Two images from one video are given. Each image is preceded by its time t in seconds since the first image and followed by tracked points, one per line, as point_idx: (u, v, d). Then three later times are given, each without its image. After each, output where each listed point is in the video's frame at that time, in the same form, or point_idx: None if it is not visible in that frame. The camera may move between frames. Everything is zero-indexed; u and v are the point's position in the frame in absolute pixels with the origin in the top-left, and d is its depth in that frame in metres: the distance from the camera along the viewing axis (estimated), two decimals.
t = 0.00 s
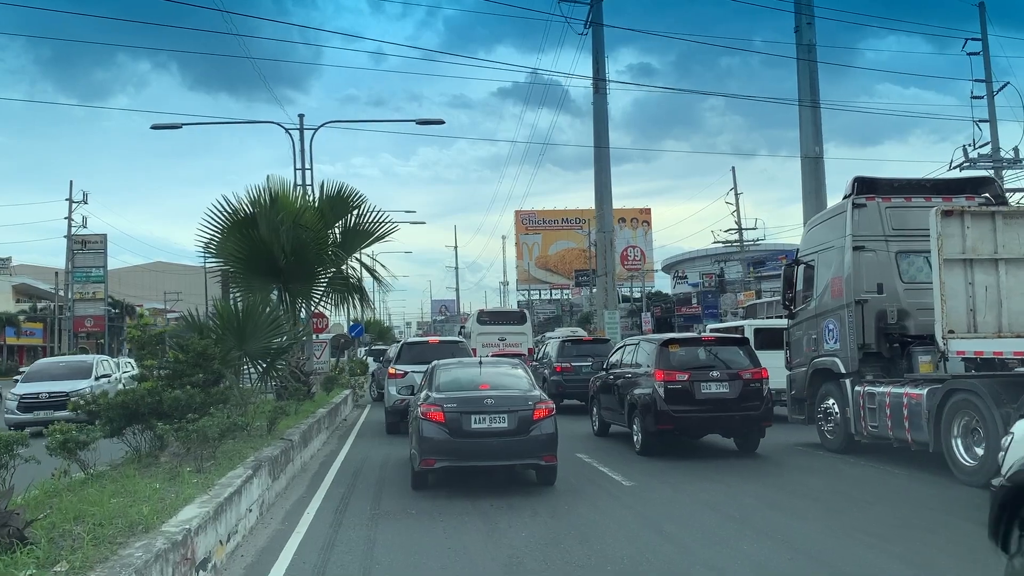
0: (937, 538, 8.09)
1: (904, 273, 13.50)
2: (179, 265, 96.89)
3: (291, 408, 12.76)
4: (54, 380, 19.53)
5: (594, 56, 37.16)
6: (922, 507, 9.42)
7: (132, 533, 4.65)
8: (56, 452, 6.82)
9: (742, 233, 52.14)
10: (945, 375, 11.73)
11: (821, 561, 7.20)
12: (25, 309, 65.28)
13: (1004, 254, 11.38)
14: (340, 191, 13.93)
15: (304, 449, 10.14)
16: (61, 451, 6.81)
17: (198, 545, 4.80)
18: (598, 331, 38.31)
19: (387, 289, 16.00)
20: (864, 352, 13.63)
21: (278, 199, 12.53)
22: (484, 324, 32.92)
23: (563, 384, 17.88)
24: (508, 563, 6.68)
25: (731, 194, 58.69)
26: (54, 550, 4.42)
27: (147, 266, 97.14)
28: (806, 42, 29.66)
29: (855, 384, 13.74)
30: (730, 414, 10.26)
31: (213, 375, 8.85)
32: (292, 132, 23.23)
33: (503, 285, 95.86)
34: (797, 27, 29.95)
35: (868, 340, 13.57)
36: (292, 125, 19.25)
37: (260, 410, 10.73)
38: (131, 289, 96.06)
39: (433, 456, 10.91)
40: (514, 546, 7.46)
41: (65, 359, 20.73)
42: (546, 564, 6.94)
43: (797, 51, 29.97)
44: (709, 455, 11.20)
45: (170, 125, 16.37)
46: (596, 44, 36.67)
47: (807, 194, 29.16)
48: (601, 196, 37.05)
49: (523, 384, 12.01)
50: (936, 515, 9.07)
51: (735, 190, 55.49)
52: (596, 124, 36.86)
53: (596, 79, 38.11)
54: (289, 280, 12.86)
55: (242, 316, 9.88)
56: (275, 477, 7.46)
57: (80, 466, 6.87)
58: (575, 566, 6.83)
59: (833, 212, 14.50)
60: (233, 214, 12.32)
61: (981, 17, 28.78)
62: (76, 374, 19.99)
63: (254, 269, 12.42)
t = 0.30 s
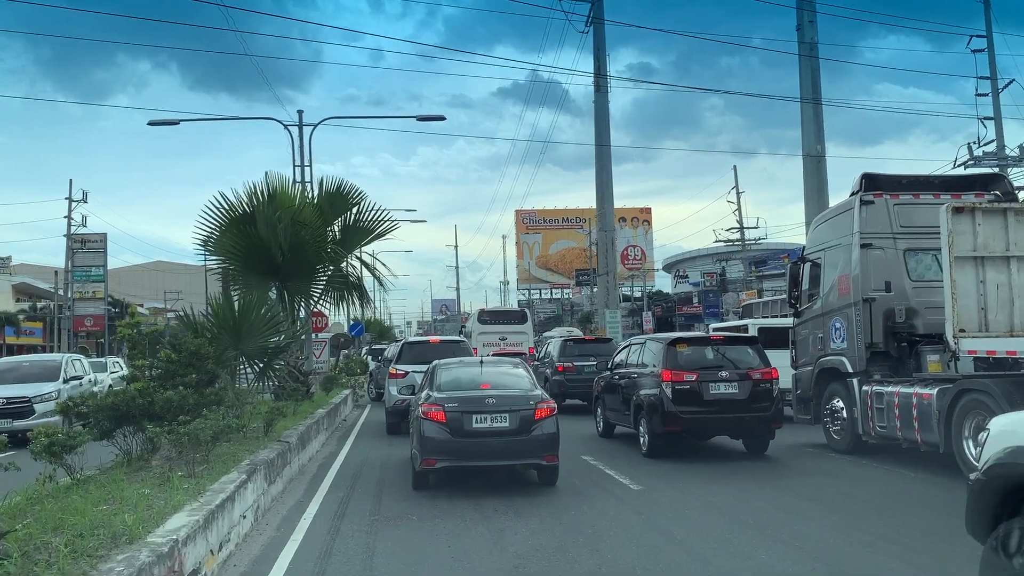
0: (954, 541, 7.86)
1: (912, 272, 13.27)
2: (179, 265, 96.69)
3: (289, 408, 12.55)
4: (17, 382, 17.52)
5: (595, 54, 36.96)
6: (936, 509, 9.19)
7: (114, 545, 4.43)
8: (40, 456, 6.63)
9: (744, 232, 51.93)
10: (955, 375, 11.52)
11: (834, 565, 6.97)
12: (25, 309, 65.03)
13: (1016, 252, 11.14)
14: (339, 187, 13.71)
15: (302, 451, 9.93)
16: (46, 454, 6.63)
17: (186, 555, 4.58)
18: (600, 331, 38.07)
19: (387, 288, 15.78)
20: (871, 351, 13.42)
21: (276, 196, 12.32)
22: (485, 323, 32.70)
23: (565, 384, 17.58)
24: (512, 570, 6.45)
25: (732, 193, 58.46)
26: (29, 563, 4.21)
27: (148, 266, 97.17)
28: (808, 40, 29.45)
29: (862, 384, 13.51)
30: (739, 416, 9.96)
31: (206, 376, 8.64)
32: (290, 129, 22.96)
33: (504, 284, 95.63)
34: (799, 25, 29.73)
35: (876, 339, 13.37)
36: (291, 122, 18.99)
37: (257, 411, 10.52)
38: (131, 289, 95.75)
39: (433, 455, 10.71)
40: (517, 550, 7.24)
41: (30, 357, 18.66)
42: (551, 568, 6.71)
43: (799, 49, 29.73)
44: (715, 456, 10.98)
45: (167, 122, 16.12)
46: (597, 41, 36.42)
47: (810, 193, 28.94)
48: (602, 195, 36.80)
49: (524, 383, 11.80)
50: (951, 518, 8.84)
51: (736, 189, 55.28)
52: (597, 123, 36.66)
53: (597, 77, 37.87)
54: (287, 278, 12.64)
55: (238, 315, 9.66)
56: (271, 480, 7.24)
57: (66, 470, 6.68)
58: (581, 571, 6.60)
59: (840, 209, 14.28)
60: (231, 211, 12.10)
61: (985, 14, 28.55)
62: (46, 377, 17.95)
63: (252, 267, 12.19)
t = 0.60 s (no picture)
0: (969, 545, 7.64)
1: (919, 271, 13.04)
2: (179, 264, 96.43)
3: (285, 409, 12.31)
4: None
5: (596, 52, 36.71)
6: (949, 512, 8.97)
7: (98, 558, 4.21)
8: (24, 461, 6.42)
9: (746, 232, 51.70)
10: (964, 375, 11.30)
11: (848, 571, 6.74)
12: (24, 309, 64.80)
13: None
14: (338, 184, 13.48)
15: (300, 454, 9.71)
16: (31, 459, 6.42)
17: (175, 566, 4.36)
18: (601, 330, 37.84)
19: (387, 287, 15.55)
20: (878, 351, 13.20)
21: (274, 193, 12.09)
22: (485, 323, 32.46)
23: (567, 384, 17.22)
24: None
25: (733, 193, 58.23)
26: None
27: (148, 266, 97.06)
28: (810, 38, 29.22)
29: (869, 385, 13.29)
30: (749, 418, 9.60)
31: (199, 378, 8.42)
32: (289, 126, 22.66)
33: (504, 284, 95.41)
34: (802, 24, 29.49)
35: (883, 339, 13.16)
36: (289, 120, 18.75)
37: (253, 413, 10.27)
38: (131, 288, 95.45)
39: (434, 456, 10.50)
40: (520, 556, 7.01)
41: None
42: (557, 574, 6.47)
43: (801, 48, 29.52)
44: (720, 457, 10.74)
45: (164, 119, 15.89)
46: (598, 40, 36.20)
47: (812, 192, 28.71)
48: (603, 195, 36.55)
49: (526, 384, 11.57)
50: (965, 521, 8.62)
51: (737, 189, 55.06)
52: (598, 122, 36.42)
53: (599, 76, 37.64)
54: (285, 277, 12.39)
55: (234, 314, 9.41)
56: (267, 484, 7.03)
57: (51, 476, 6.45)
58: None
59: (846, 207, 14.04)
60: (228, 208, 11.85)
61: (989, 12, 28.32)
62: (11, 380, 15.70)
63: (250, 265, 11.94)
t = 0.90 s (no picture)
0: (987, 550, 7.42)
1: (924, 271, 12.82)
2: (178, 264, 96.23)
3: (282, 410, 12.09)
4: None
5: (597, 52, 36.48)
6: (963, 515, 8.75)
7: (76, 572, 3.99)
8: (7, 467, 6.21)
9: (748, 231, 51.31)
10: (970, 376, 11.10)
11: None
12: (23, 309, 64.58)
13: None
14: (337, 182, 13.27)
15: (298, 457, 9.51)
16: (13, 465, 6.21)
17: None
18: (602, 331, 37.62)
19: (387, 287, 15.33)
20: (883, 352, 12.96)
21: (271, 191, 11.88)
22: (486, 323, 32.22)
23: (569, 385, 16.95)
24: None
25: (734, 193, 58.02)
26: None
27: (148, 266, 97.02)
28: (812, 38, 29.01)
29: (874, 385, 13.07)
30: (759, 420, 9.21)
31: (192, 379, 8.23)
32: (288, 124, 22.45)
33: (505, 284, 95.22)
34: (804, 23, 29.28)
35: (887, 339, 12.91)
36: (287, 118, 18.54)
37: (249, 415, 10.06)
38: (131, 289, 95.29)
39: (435, 459, 10.29)
40: (525, 562, 6.78)
41: None
42: None
43: (803, 47, 29.31)
44: (724, 459, 10.52)
45: (161, 116, 15.67)
46: (600, 38, 35.98)
47: (815, 192, 28.49)
48: (604, 194, 36.34)
49: (527, 384, 11.36)
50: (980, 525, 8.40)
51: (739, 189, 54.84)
52: (598, 122, 36.24)
53: (600, 75, 37.45)
54: (283, 276, 12.16)
55: (230, 313, 9.15)
56: (263, 489, 6.83)
57: (36, 482, 6.24)
58: None
59: (850, 207, 13.82)
60: (225, 205, 11.61)
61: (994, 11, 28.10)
62: None
63: (247, 263, 11.70)
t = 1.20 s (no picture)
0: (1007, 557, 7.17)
1: (929, 270, 12.59)
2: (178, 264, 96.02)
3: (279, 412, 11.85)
4: None
5: (598, 51, 36.22)
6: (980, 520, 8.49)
7: None
8: None
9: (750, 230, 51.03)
10: (979, 377, 10.87)
11: None
12: (22, 309, 64.36)
13: None
14: (337, 179, 13.05)
15: (295, 461, 9.27)
16: None
17: None
18: (604, 331, 37.38)
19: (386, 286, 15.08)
20: (888, 352, 12.72)
21: (268, 187, 11.65)
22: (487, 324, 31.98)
23: (572, 386, 16.70)
24: None
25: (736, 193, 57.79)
26: None
27: (148, 266, 96.87)
28: (815, 37, 28.79)
29: (878, 386, 12.81)
30: (770, 423, 8.78)
31: (184, 381, 8.01)
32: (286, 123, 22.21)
33: (505, 284, 95.01)
34: (806, 22, 29.05)
35: (893, 339, 12.68)
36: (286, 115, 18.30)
37: (244, 419, 9.82)
38: (130, 289, 95.08)
39: (437, 461, 10.06)
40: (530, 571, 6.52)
41: None
42: None
43: (805, 45, 29.10)
44: (730, 461, 10.26)
45: (157, 113, 15.43)
46: (600, 37, 35.74)
47: (819, 192, 28.26)
48: (605, 194, 36.11)
49: (530, 385, 11.13)
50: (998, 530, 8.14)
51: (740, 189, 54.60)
52: (599, 121, 36.02)
53: (602, 75, 37.26)
54: (281, 274, 11.92)
55: (225, 311, 8.88)
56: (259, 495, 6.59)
57: (17, 489, 6.01)
58: None
59: (854, 206, 13.59)
60: (222, 202, 11.36)
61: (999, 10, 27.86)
62: None
63: (244, 261, 11.45)
